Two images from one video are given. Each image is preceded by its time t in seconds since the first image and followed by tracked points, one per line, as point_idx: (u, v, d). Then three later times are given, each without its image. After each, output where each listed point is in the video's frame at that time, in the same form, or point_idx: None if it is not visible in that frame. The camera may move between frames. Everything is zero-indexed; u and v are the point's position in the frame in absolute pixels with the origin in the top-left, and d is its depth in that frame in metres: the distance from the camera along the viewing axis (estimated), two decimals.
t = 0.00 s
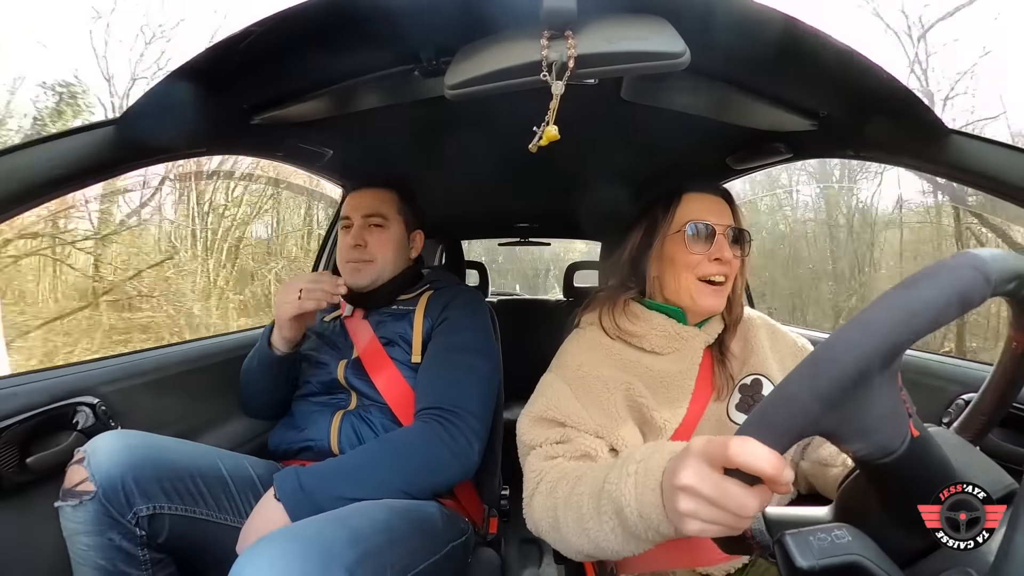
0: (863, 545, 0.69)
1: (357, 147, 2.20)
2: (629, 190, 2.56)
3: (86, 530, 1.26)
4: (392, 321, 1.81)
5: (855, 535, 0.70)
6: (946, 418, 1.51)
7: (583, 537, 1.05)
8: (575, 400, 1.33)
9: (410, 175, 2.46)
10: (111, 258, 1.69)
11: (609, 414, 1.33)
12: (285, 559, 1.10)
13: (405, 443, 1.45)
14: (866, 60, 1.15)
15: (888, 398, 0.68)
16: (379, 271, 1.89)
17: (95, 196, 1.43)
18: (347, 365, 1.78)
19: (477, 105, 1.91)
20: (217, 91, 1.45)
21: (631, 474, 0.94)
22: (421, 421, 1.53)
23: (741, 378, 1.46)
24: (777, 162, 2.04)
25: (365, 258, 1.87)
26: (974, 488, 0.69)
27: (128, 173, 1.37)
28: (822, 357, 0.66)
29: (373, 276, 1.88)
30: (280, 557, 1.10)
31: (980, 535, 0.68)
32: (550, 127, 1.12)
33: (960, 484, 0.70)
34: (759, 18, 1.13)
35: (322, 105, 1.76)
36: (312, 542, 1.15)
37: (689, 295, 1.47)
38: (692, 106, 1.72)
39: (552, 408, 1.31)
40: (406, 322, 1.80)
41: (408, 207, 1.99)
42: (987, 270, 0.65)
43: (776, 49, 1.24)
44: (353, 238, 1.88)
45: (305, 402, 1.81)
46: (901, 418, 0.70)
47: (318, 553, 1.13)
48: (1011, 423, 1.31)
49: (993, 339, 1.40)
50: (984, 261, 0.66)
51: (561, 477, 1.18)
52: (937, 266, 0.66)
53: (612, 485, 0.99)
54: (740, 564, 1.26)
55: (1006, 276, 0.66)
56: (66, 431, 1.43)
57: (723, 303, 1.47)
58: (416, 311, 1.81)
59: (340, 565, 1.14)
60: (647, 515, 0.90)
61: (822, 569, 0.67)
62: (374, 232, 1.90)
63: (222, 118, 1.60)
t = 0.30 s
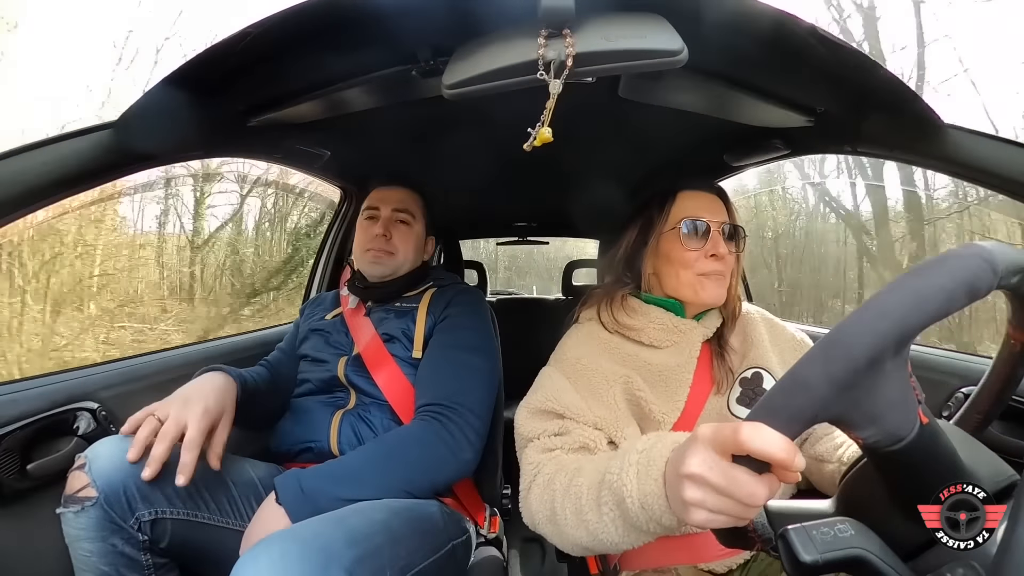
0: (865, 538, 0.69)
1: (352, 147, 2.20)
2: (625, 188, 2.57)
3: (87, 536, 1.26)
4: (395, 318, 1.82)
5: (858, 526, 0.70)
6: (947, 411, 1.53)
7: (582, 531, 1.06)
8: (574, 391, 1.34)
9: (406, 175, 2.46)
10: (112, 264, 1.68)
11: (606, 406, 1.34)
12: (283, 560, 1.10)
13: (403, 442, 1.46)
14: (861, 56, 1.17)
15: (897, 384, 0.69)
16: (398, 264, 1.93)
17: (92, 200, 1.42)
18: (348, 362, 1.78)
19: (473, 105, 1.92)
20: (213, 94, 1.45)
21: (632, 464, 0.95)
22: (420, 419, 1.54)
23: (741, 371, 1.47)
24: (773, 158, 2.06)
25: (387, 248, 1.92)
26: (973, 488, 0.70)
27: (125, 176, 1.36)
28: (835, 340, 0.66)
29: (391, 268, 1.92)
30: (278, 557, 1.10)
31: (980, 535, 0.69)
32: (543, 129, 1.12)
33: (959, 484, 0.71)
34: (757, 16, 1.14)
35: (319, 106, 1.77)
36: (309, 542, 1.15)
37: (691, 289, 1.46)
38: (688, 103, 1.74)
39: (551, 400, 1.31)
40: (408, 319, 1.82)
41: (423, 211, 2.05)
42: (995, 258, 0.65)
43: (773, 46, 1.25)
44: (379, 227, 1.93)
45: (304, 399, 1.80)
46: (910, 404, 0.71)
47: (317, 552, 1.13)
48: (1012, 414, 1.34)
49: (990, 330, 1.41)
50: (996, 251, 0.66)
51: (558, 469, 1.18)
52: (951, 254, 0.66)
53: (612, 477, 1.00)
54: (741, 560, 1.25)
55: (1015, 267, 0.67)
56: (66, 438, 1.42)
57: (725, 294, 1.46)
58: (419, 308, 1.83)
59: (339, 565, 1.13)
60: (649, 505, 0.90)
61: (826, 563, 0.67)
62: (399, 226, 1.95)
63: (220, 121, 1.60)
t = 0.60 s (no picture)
0: (863, 538, 0.69)
1: (349, 148, 2.20)
2: (622, 188, 2.57)
3: (84, 539, 1.26)
4: (393, 320, 1.82)
5: (854, 526, 0.70)
6: (942, 410, 1.53)
7: (587, 540, 1.06)
8: (566, 396, 1.34)
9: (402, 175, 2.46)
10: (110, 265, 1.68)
11: (596, 409, 1.33)
12: (282, 562, 1.09)
13: (403, 444, 1.45)
14: (856, 54, 1.17)
15: (865, 405, 0.68)
16: (399, 268, 1.93)
17: (89, 200, 1.41)
18: (345, 364, 1.78)
19: (470, 105, 1.92)
20: (209, 95, 1.45)
21: (632, 483, 0.95)
22: (417, 421, 1.54)
23: (738, 371, 1.47)
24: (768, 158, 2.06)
25: (388, 252, 1.91)
26: (973, 487, 0.71)
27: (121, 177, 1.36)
28: (797, 372, 0.66)
29: (392, 271, 1.92)
30: (276, 560, 1.10)
31: (980, 535, 0.70)
32: (545, 126, 1.11)
33: (960, 484, 0.72)
34: (751, 16, 1.14)
35: (314, 107, 1.77)
36: (308, 544, 1.15)
37: (682, 291, 1.47)
38: (684, 102, 1.74)
39: (544, 408, 1.30)
40: (406, 321, 1.82)
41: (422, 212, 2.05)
42: (964, 270, 0.63)
43: (768, 45, 1.25)
44: (381, 231, 1.94)
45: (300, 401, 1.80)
46: (880, 424, 0.70)
47: (315, 554, 1.13)
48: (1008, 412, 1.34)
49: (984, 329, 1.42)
50: (962, 262, 0.64)
51: (558, 479, 1.17)
52: (914, 270, 0.64)
53: (615, 494, 0.99)
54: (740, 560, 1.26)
55: (986, 273, 0.65)
56: (62, 440, 1.42)
57: (717, 296, 1.47)
58: (418, 309, 1.83)
59: (339, 566, 1.13)
60: (649, 521, 0.90)
61: (822, 561, 0.66)
62: (402, 230, 1.95)
63: (215, 121, 1.59)
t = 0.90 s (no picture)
0: (861, 540, 0.69)
1: (349, 147, 2.20)
2: (622, 190, 2.57)
3: (81, 537, 1.26)
4: (394, 321, 1.82)
5: (851, 528, 0.70)
6: (940, 413, 1.54)
7: (585, 540, 1.06)
8: (566, 397, 1.33)
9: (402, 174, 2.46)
10: (109, 261, 1.68)
11: (595, 409, 1.33)
12: (281, 562, 1.09)
13: (403, 444, 1.45)
14: (857, 58, 1.17)
15: (867, 407, 0.69)
16: (399, 271, 1.93)
17: (90, 198, 1.41)
18: (345, 363, 1.78)
19: (471, 106, 1.92)
20: (210, 93, 1.45)
21: (631, 483, 0.95)
22: (417, 421, 1.54)
23: (736, 372, 1.48)
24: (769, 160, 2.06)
25: (389, 254, 1.91)
26: (973, 488, 0.71)
27: (123, 175, 1.36)
28: (798, 373, 0.67)
29: (392, 274, 1.92)
30: (275, 559, 1.10)
31: (981, 535, 0.70)
32: (550, 129, 1.12)
33: (959, 484, 0.72)
34: (754, 20, 1.15)
35: (315, 106, 1.77)
36: (307, 543, 1.15)
37: (680, 293, 1.47)
38: (685, 104, 1.74)
39: (543, 408, 1.30)
40: (407, 321, 1.82)
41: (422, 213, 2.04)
42: (965, 274, 0.64)
43: (770, 48, 1.26)
44: (382, 234, 1.93)
45: (300, 401, 1.79)
46: (881, 426, 0.71)
47: (315, 554, 1.13)
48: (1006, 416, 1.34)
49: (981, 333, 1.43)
50: (965, 266, 0.64)
51: (558, 480, 1.17)
52: (917, 273, 0.65)
53: (613, 494, 0.99)
54: (737, 563, 1.26)
55: (987, 276, 0.66)
56: (60, 437, 1.41)
57: (716, 300, 1.47)
58: (419, 311, 1.83)
59: (338, 565, 1.13)
60: (648, 521, 0.90)
61: (820, 564, 0.67)
62: (403, 232, 1.96)
63: (216, 119, 1.59)
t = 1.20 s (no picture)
0: (862, 539, 0.69)
1: (348, 147, 2.20)
2: (622, 189, 2.57)
3: (82, 537, 1.26)
4: (394, 321, 1.83)
5: (852, 527, 0.70)
6: (940, 412, 1.54)
7: (585, 539, 1.06)
8: (567, 396, 1.33)
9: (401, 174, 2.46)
10: (111, 262, 1.69)
11: (596, 408, 1.32)
12: (283, 562, 1.09)
13: (404, 443, 1.46)
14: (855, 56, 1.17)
15: (867, 404, 0.69)
16: (399, 270, 1.94)
17: (89, 198, 1.40)
18: (346, 363, 1.78)
19: (470, 106, 1.92)
20: (209, 93, 1.45)
21: (631, 482, 0.95)
22: (418, 420, 1.54)
23: (736, 372, 1.48)
24: (769, 160, 2.06)
25: (389, 254, 1.92)
26: (973, 487, 0.71)
27: (123, 175, 1.36)
28: (798, 372, 0.66)
29: (392, 274, 1.93)
30: (277, 559, 1.10)
31: (980, 535, 0.70)
32: (551, 130, 1.12)
33: (960, 483, 0.72)
34: (752, 19, 1.15)
35: (315, 106, 1.77)
36: (309, 543, 1.15)
37: (679, 293, 1.48)
38: (684, 103, 1.74)
39: (544, 406, 1.31)
40: (408, 321, 1.82)
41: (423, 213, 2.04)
42: (965, 272, 0.63)
43: (768, 47, 1.26)
44: (382, 233, 1.93)
45: (301, 401, 1.80)
46: (880, 425, 0.71)
47: (316, 554, 1.13)
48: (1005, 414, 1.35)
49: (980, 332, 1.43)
50: (962, 264, 0.64)
51: (558, 478, 1.18)
52: (915, 271, 0.64)
53: (613, 493, 0.99)
54: (737, 561, 1.26)
55: (986, 275, 0.65)
56: (60, 438, 1.41)
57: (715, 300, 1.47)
58: (419, 311, 1.84)
59: (340, 565, 1.13)
60: (647, 520, 0.91)
61: (820, 562, 0.67)
62: (402, 232, 1.96)
63: (216, 119, 1.59)
